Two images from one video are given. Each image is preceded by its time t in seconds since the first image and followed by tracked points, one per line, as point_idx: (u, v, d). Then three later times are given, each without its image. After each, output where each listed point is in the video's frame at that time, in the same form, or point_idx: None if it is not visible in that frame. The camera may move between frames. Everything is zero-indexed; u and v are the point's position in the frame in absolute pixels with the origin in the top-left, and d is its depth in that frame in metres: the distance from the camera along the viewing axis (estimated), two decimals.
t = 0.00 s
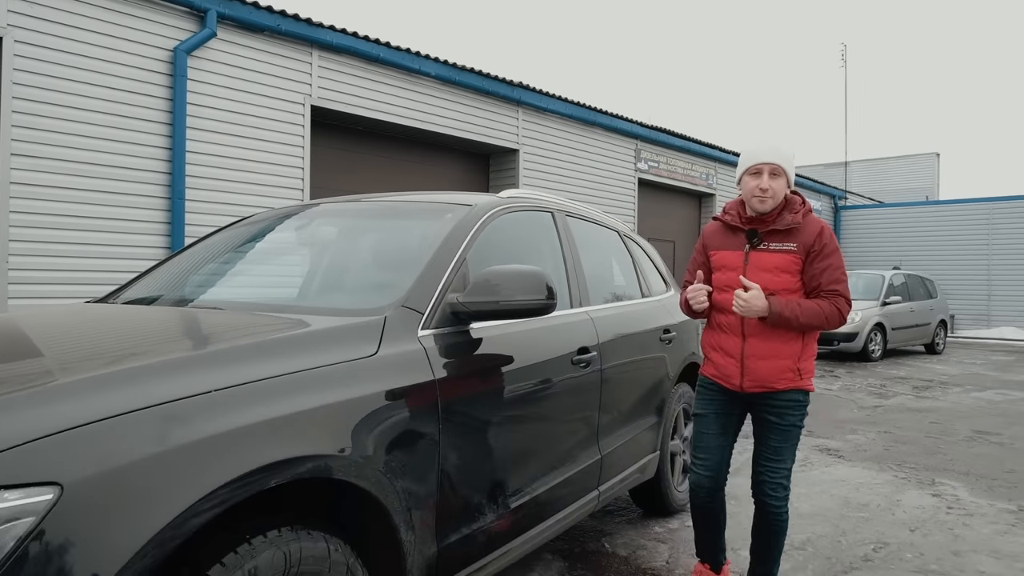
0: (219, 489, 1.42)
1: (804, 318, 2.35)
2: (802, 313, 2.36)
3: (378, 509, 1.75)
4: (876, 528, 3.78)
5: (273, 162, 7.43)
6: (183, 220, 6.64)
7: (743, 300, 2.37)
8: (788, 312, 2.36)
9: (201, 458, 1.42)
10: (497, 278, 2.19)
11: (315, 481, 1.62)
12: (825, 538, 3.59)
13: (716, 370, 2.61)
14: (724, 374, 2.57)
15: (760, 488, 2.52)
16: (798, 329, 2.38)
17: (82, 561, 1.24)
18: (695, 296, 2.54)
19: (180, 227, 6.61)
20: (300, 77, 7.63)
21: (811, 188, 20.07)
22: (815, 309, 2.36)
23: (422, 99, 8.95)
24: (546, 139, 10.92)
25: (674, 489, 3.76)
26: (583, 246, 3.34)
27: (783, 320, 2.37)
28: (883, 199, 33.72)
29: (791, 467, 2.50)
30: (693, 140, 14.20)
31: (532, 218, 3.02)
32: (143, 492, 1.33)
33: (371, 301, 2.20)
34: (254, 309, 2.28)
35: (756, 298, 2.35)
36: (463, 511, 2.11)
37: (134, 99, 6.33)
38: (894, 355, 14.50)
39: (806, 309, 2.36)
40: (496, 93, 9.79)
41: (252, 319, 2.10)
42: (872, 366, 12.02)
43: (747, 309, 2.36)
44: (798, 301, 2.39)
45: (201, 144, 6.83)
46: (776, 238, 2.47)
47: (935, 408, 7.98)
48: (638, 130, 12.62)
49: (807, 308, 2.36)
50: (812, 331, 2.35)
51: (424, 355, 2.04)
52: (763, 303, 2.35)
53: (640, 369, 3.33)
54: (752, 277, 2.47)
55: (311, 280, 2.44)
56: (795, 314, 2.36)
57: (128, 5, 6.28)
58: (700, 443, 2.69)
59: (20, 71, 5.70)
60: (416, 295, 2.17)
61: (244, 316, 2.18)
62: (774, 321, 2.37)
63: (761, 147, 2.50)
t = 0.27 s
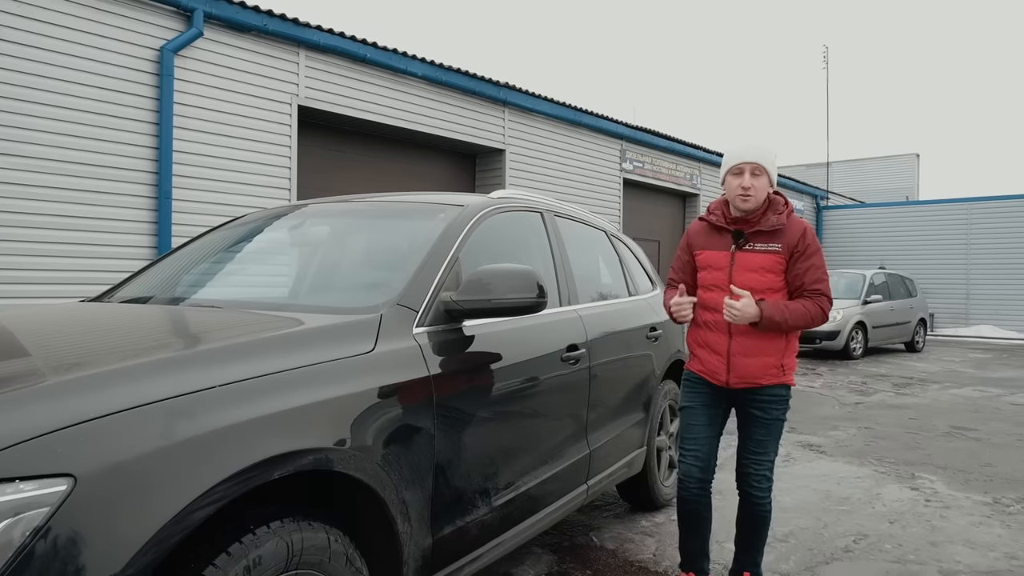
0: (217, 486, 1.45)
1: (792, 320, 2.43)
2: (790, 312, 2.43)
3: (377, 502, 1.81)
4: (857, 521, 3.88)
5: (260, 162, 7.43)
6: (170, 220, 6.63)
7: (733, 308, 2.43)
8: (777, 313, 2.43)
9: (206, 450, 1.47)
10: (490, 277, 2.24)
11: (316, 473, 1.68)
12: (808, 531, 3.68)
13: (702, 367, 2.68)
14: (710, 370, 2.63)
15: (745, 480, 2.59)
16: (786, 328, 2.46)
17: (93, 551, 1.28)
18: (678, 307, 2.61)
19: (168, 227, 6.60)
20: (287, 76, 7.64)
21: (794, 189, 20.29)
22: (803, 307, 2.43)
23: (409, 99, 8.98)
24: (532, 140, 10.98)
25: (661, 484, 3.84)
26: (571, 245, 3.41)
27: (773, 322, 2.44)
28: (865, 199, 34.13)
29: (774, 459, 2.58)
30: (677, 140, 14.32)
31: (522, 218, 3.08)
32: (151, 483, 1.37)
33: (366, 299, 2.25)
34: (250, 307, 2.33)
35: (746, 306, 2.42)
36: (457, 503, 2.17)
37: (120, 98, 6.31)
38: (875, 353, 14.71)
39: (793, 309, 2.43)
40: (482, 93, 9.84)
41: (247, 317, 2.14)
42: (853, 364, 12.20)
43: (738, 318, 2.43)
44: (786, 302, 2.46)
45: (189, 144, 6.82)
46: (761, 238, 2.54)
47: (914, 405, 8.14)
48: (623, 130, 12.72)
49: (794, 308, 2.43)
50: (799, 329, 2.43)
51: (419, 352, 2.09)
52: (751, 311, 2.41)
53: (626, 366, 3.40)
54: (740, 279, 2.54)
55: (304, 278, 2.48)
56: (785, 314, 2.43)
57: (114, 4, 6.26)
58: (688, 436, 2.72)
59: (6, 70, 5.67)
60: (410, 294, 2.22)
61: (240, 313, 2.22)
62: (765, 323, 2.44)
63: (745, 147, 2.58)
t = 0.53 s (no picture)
0: (218, 479, 1.50)
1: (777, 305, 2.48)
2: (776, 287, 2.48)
3: (374, 492, 1.88)
4: (840, 513, 3.97)
5: (253, 162, 7.47)
6: (163, 220, 6.66)
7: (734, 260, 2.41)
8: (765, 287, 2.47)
9: (213, 441, 1.53)
10: (483, 276, 2.31)
11: (316, 464, 1.74)
12: (792, 523, 3.77)
13: (682, 365, 2.68)
14: (693, 369, 2.64)
15: (727, 472, 2.67)
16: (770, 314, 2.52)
17: (106, 536, 1.34)
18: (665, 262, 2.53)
19: (160, 227, 6.63)
20: (278, 77, 7.67)
21: (781, 189, 20.48)
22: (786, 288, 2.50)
23: (400, 100, 9.03)
24: (522, 140, 11.06)
25: (649, 479, 3.92)
26: (561, 245, 3.48)
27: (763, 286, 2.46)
28: (852, 199, 34.46)
29: (755, 451, 2.65)
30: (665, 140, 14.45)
31: (513, 218, 3.15)
32: (163, 472, 1.43)
33: (363, 297, 2.31)
34: (247, 305, 2.39)
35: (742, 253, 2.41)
36: (451, 495, 2.24)
37: (112, 98, 6.34)
38: (862, 351, 14.89)
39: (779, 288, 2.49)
40: (473, 94, 9.90)
41: (245, 315, 2.20)
42: (840, 362, 12.36)
43: (736, 256, 2.40)
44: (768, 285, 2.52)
45: (181, 144, 6.85)
46: (739, 235, 2.62)
47: (899, 402, 8.28)
48: (612, 130, 12.81)
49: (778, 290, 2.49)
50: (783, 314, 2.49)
51: (414, 348, 2.16)
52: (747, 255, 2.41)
53: (615, 364, 3.48)
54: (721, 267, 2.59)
55: (300, 277, 2.54)
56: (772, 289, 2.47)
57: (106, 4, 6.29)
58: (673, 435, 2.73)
59: None
60: (406, 291, 2.29)
61: (238, 311, 2.28)
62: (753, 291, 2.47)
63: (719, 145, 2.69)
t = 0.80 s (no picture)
0: (224, 467, 1.58)
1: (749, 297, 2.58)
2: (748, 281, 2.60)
3: (375, 478, 1.96)
4: (826, 506, 4.08)
5: (250, 162, 7.54)
6: (161, 220, 6.72)
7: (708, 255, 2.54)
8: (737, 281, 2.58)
9: (224, 427, 1.61)
10: (478, 273, 2.40)
11: (321, 451, 1.83)
12: (780, 515, 3.87)
13: (660, 359, 2.73)
14: (671, 362, 2.69)
15: (708, 465, 2.73)
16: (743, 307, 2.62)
17: (125, 516, 1.42)
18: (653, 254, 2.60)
19: (159, 227, 6.69)
20: (275, 78, 7.75)
21: (774, 189, 20.65)
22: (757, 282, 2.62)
23: (396, 101, 9.11)
24: (517, 141, 11.15)
25: (641, 472, 4.02)
26: (554, 243, 3.57)
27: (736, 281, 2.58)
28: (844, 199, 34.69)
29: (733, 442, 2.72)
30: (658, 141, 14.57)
31: (508, 218, 3.24)
32: (178, 456, 1.52)
33: (363, 293, 2.40)
34: (251, 301, 2.47)
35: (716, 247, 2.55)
36: (448, 484, 2.33)
37: (111, 100, 6.40)
38: (853, 350, 15.04)
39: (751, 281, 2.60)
40: (467, 95, 9.98)
41: (249, 310, 2.28)
42: (831, 361, 12.50)
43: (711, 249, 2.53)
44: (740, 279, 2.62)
45: (179, 145, 6.91)
46: (712, 231, 2.71)
47: (888, 399, 8.41)
48: (606, 131, 12.92)
49: (750, 282, 2.60)
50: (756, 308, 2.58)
51: (412, 341, 2.25)
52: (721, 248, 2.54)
53: (607, 359, 3.58)
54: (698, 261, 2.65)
55: (302, 274, 2.63)
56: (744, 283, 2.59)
57: (104, 7, 6.35)
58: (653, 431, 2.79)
59: None
60: (405, 287, 2.38)
61: (243, 306, 2.36)
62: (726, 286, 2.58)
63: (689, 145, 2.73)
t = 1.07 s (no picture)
0: (236, 452, 1.67)
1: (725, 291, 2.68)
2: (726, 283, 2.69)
3: (378, 464, 2.05)
4: (815, 498, 4.18)
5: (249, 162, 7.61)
6: (162, 219, 6.80)
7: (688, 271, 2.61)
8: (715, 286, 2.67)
9: (236, 413, 1.70)
10: (476, 269, 2.49)
11: (327, 437, 1.92)
12: (770, 506, 3.97)
13: (644, 354, 2.82)
14: (655, 356, 2.78)
15: (698, 457, 2.82)
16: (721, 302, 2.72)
17: (146, 495, 1.51)
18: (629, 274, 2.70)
19: (159, 226, 6.76)
20: (273, 79, 7.82)
21: (769, 189, 20.77)
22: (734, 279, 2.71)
23: (393, 101, 9.19)
24: (513, 141, 11.24)
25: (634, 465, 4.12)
26: (550, 241, 3.67)
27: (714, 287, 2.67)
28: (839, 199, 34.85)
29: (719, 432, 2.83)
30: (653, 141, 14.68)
31: (504, 217, 3.33)
32: (195, 439, 1.61)
33: (365, 288, 2.49)
34: (256, 295, 2.56)
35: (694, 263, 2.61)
36: (447, 472, 2.42)
37: (112, 100, 6.48)
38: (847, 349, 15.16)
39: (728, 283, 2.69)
40: (464, 95, 10.07)
41: (255, 304, 2.37)
42: (824, 359, 12.62)
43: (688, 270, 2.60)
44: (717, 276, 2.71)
45: (179, 145, 6.99)
46: (687, 227, 2.81)
47: (880, 396, 8.52)
48: (601, 132, 13.01)
49: (726, 279, 2.70)
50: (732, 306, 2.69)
51: (413, 334, 2.34)
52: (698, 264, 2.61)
53: (601, 354, 3.67)
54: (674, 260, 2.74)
55: (306, 269, 2.71)
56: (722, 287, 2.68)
57: (105, 8, 6.42)
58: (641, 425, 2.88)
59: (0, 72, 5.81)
60: (406, 282, 2.47)
61: (248, 301, 2.45)
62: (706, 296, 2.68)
63: (664, 143, 2.82)
